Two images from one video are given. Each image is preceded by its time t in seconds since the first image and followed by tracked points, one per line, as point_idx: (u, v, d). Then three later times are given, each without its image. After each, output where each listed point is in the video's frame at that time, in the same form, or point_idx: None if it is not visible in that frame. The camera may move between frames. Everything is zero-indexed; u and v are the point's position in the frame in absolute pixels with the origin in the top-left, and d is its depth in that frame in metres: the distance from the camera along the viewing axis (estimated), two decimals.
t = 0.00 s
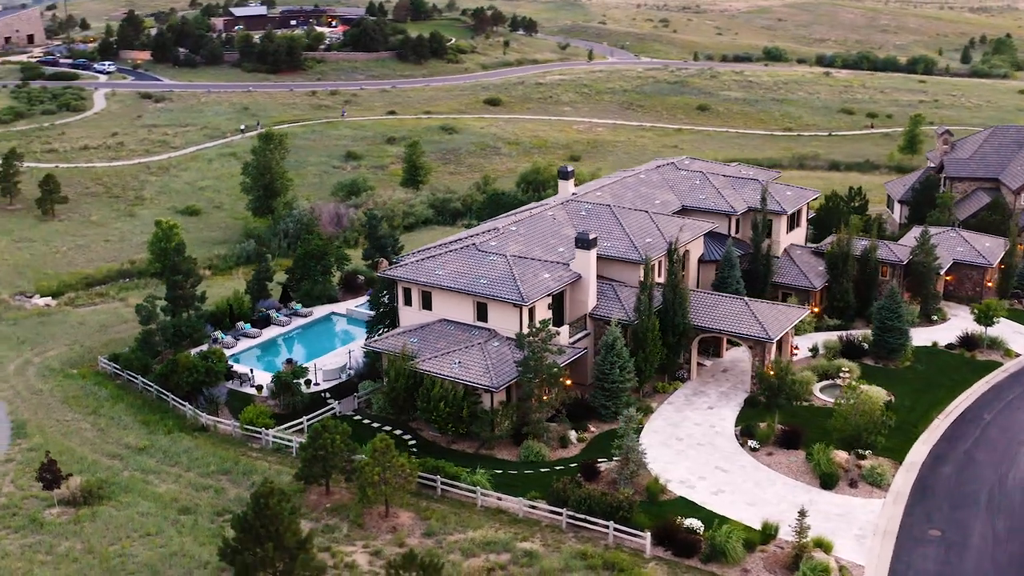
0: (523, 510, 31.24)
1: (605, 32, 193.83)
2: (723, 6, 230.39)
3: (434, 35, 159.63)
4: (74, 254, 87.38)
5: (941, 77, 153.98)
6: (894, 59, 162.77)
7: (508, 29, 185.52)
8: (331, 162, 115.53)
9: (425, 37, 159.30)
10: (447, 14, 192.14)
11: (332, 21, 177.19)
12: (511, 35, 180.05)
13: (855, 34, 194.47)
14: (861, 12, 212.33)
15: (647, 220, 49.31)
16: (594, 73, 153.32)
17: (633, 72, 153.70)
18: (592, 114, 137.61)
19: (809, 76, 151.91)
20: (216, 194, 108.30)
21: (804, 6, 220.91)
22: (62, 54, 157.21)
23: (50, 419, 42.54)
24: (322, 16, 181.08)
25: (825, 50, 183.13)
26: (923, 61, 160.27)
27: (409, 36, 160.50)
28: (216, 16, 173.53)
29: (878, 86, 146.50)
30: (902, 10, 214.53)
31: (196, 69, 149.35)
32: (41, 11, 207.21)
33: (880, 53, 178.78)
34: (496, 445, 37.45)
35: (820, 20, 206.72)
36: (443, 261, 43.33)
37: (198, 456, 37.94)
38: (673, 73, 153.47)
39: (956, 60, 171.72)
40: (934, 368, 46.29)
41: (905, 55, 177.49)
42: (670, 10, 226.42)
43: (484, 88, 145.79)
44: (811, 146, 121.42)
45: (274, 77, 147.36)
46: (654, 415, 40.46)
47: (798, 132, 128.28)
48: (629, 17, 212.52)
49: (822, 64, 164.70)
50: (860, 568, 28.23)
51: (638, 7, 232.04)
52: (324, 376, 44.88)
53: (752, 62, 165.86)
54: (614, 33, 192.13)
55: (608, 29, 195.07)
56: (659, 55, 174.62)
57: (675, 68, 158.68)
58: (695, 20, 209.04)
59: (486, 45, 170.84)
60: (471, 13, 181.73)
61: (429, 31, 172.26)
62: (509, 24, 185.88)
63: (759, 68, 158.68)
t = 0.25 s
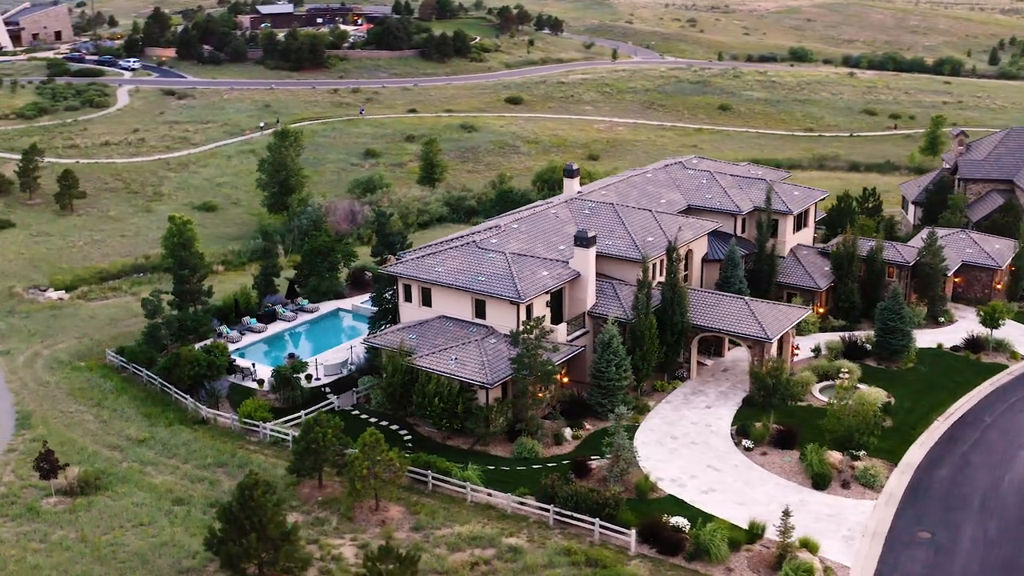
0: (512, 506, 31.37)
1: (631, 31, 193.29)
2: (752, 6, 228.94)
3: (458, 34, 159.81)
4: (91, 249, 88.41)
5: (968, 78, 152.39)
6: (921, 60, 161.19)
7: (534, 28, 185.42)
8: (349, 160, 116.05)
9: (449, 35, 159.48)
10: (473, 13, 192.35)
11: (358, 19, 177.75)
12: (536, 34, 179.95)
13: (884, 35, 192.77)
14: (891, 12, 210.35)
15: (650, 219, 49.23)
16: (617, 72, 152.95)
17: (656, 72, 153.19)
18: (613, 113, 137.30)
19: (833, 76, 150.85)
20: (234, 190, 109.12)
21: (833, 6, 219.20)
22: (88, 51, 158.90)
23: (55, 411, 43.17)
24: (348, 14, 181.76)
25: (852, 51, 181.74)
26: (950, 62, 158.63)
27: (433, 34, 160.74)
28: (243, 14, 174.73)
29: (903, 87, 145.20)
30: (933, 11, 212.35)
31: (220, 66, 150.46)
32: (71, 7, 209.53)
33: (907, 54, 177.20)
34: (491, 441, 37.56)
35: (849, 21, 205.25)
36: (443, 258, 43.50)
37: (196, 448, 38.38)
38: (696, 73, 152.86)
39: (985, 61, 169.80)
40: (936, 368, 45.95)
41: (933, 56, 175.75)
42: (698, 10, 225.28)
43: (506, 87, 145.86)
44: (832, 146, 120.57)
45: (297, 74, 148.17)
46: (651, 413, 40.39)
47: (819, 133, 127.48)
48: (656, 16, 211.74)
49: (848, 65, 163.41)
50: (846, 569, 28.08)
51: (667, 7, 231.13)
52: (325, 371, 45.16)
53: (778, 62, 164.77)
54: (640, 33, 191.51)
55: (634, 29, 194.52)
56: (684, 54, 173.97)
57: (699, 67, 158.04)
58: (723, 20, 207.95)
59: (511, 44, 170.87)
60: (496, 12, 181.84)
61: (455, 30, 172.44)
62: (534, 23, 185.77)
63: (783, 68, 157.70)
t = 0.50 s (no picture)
0: (500, 501, 31.50)
1: (658, 31, 192.71)
2: (781, 6, 227.45)
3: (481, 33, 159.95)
4: (106, 243, 89.45)
5: (995, 80, 150.74)
6: (948, 61, 159.54)
7: (559, 27, 185.23)
8: (368, 157, 116.56)
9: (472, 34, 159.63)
10: (499, 11, 192.50)
11: (384, 17, 178.28)
12: (561, 33, 179.86)
13: (913, 36, 191.05)
14: (921, 14, 208.56)
15: (653, 217, 49.15)
16: (640, 72, 152.52)
17: (678, 71, 152.68)
18: (634, 112, 136.96)
19: (858, 76, 149.74)
20: (252, 186, 109.92)
21: (863, 6, 217.41)
22: (114, 47, 160.62)
23: (59, 402, 43.83)
24: (374, 12, 182.37)
25: (880, 51, 180.26)
26: (978, 63, 156.95)
27: (456, 33, 160.93)
28: (270, 11, 175.90)
29: (928, 88, 143.87)
30: (964, 12, 210.06)
31: (244, 64, 151.60)
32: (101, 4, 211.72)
33: (935, 55, 175.62)
34: (486, 437, 37.70)
35: (879, 21, 203.62)
36: (443, 255, 43.70)
37: (194, 440, 38.84)
38: (719, 72, 152.23)
39: (1014, 62, 167.81)
40: (938, 370, 45.63)
41: (961, 57, 173.95)
42: (727, 9, 224.09)
43: (528, 86, 145.92)
44: (853, 147, 119.74)
45: (320, 72, 148.99)
46: (648, 411, 40.35)
47: (841, 133, 126.65)
48: (683, 16, 210.94)
49: (874, 66, 162.07)
50: (831, 570, 27.97)
51: (695, 7, 230.15)
52: (326, 365, 45.46)
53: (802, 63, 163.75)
54: (666, 32, 190.86)
55: (660, 28, 193.98)
56: (710, 54, 173.32)
57: (722, 67, 157.38)
58: (751, 20, 206.76)
59: (535, 43, 170.80)
60: (522, 11, 181.96)
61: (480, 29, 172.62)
62: (560, 22, 185.61)
63: (808, 68, 156.68)
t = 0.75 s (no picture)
0: (489, 496, 31.65)
1: (684, 30, 192.15)
2: (810, 7, 225.86)
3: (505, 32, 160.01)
4: (122, 238, 90.46)
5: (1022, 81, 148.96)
6: (975, 63, 157.86)
7: (585, 27, 185.02)
8: (386, 155, 117.00)
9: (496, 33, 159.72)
10: (524, 10, 192.58)
11: (410, 16, 178.85)
12: (587, 33, 179.64)
13: (942, 37, 189.32)
14: (951, 15, 206.67)
15: (655, 216, 49.03)
16: (662, 71, 152.08)
17: (701, 71, 152.11)
18: (654, 111, 136.55)
19: (882, 77, 148.56)
20: (269, 182, 110.68)
21: (893, 7, 215.64)
22: (141, 44, 162.29)
23: (65, 393, 44.51)
24: (400, 11, 182.98)
25: (907, 52, 178.71)
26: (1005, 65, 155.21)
27: (479, 31, 161.08)
28: (296, 9, 177.04)
29: (953, 89, 142.54)
30: (995, 14, 207.80)
31: (268, 61, 152.75)
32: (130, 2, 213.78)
33: (963, 57, 173.91)
34: (480, 432, 37.85)
35: (908, 22, 201.89)
36: (443, 251, 43.91)
37: (193, 433, 39.31)
38: (742, 72, 151.54)
39: None
40: (940, 371, 45.32)
41: (990, 58, 172.09)
42: (756, 9, 222.86)
43: (550, 84, 145.93)
44: (874, 148, 118.86)
45: (343, 69, 149.75)
46: (644, 409, 40.32)
47: (862, 134, 125.83)
48: (711, 16, 210.06)
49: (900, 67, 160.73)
50: (816, 570, 27.87)
51: (723, 6, 229.07)
52: (328, 360, 45.81)
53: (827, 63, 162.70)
54: (693, 32, 190.24)
55: (687, 28, 193.32)
56: (735, 54, 172.59)
57: (746, 67, 156.61)
58: (779, 20, 205.52)
59: (560, 42, 170.71)
60: (547, 10, 182.08)
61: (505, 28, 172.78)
62: (585, 21, 185.42)
63: (833, 69, 155.65)
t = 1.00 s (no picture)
0: (479, 492, 31.80)
1: (710, 30, 191.33)
2: (839, 7, 224.19)
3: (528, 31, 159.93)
4: (138, 233, 91.40)
5: None
6: (1002, 64, 156.10)
7: (610, 26, 184.58)
8: (404, 153, 117.39)
9: (519, 33, 159.66)
10: (550, 10, 192.51)
11: (435, 15, 179.18)
12: (612, 32, 179.32)
13: (971, 38, 187.39)
14: (981, 16, 204.67)
15: (658, 215, 48.93)
16: (685, 71, 151.50)
17: (723, 71, 151.43)
18: (675, 111, 136.11)
19: (906, 78, 147.26)
20: (287, 179, 111.41)
21: (923, 9, 213.56)
22: (166, 42, 163.84)
23: (70, 385, 45.14)
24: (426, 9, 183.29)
25: (934, 53, 176.98)
26: None
27: (503, 30, 161.06)
28: (322, 8, 177.93)
29: (978, 91, 141.05)
30: None
31: (291, 59, 153.74)
32: None
33: (991, 58, 172.01)
34: (475, 428, 37.98)
35: (938, 23, 199.98)
36: (444, 248, 44.11)
37: (193, 425, 39.81)
38: (765, 72, 150.69)
39: None
40: (942, 373, 45.00)
41: (1018, 60, 170.10)
42: (784, 10, 221.37)
43: (571, 84, 145.79)
44: (895, 149, 117.90)
45: (365, 68, 150.31)
46: (641, 407, 40.26)
47: (883, 135, 124.83)
48: (738, 16, 209.01)
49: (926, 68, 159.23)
50: (800, 569, 27.78)
51: (751, 6, 227.71)
52: (329, 355, 46.15)
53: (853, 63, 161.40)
54: (719, 32, 189.31)
55: (713, 28, 192.55)
56: (760, 54, 171.64)
57: (769, 67, 155.71)
58: (807, 20, 204.09)
59: (584, 41, 170.39)
60: (573, 9, 181.79)
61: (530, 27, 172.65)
62: (611, 21, 184.98)
63: (857, 69, 154.42)
